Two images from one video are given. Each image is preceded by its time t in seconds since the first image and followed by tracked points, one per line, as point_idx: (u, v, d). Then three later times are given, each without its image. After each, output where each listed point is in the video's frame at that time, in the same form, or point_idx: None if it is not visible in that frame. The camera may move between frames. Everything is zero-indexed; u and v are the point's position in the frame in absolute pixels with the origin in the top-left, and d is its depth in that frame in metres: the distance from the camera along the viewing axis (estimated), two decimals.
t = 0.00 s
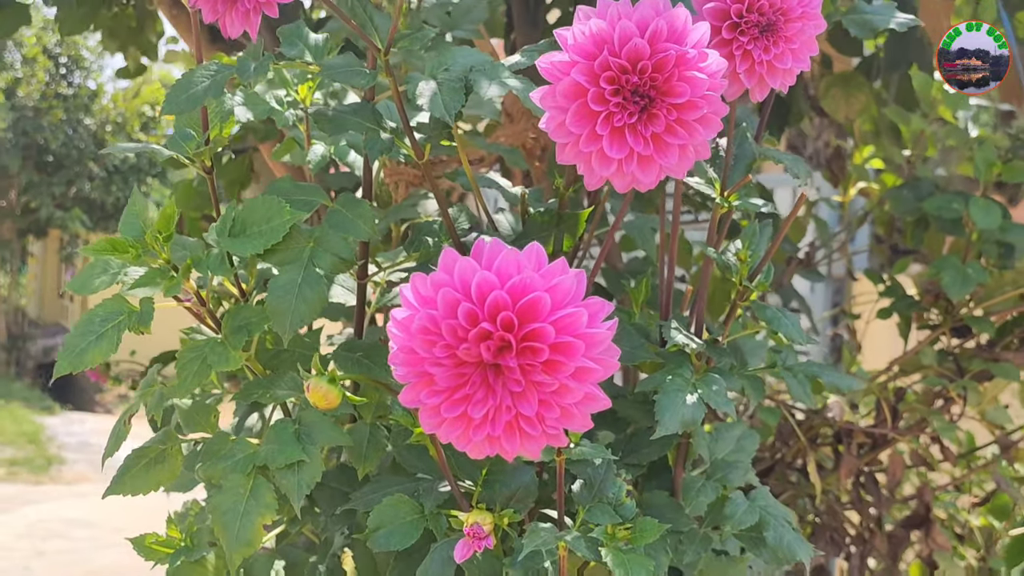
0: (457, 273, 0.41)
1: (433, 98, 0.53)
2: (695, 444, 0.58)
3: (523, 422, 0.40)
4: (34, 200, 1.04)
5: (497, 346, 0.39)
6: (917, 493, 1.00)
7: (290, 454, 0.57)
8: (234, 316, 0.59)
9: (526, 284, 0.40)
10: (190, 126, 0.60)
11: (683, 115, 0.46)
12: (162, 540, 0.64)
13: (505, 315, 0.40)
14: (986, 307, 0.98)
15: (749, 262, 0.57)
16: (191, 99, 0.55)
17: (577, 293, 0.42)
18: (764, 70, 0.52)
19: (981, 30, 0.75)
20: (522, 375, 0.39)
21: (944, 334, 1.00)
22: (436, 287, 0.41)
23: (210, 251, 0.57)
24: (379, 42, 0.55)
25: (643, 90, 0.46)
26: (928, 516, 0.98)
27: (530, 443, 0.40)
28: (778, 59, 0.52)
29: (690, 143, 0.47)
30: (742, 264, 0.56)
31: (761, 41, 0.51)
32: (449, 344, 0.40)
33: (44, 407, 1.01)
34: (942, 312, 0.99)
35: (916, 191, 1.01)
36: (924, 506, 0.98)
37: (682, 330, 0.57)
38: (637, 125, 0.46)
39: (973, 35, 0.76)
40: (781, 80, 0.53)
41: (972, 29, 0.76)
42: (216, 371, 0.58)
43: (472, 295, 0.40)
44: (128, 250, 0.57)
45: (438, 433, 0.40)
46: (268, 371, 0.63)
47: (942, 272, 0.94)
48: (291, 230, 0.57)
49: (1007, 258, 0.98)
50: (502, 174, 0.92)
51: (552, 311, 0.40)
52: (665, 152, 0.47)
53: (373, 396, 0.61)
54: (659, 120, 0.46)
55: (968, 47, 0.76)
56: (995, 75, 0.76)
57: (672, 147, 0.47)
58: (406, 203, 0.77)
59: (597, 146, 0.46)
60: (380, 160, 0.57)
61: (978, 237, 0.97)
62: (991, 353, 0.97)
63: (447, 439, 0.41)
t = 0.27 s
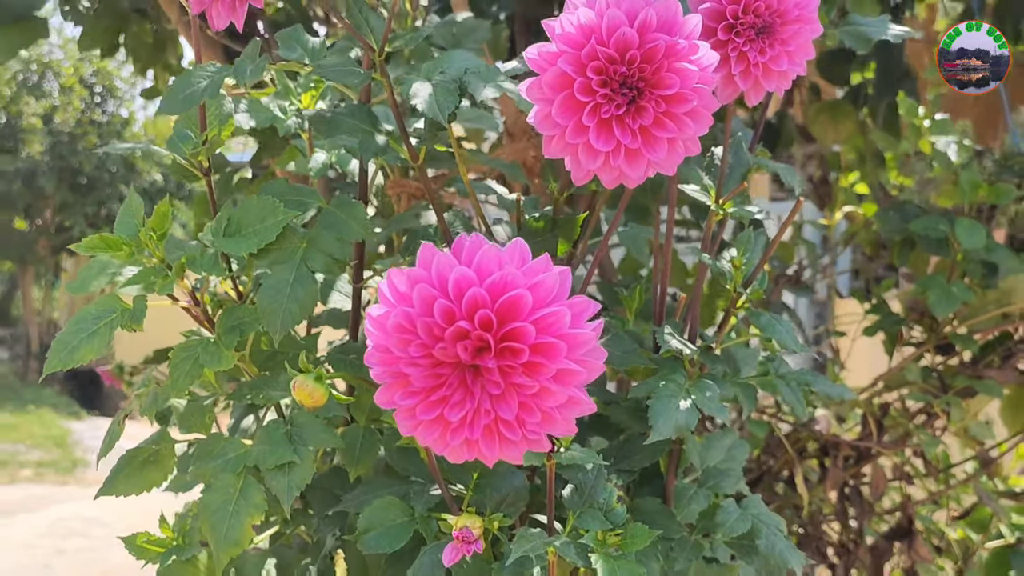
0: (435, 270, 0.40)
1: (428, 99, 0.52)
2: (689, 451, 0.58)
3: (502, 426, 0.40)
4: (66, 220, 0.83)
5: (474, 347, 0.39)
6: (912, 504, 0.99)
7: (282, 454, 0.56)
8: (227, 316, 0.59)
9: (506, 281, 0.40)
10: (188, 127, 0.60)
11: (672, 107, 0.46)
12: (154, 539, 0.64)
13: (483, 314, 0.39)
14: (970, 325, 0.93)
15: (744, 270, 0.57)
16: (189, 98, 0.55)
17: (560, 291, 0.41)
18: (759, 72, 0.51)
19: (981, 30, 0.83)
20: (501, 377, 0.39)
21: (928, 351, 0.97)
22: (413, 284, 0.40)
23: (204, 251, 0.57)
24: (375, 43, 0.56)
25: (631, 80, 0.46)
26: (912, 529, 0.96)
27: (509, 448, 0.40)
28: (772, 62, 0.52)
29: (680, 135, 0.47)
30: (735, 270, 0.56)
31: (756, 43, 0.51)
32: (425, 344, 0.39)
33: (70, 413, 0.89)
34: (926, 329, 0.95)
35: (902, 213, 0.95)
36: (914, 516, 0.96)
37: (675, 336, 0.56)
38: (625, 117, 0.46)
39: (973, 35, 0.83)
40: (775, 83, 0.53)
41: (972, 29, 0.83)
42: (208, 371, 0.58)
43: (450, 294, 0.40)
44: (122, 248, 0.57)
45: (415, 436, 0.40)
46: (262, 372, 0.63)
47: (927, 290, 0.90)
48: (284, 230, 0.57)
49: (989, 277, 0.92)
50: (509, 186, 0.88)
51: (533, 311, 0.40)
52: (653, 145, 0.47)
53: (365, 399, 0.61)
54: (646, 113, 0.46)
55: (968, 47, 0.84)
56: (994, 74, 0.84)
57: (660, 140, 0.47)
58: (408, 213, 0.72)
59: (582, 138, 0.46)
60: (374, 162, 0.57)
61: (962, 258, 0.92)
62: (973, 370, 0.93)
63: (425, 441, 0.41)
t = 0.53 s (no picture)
0: (441, 245, 0.39)
1: (438, 100, 0.55)
2: (676, 454, 0.60)
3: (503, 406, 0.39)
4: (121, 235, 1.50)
5: (478, 325, 0.38)
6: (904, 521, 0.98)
7: (281, 441, 0.58)
8: (236, 304, 0.61)
9: (514, 260, 0.38)
10: (206, 120, 0.62)
11: (680, 107, 0.48)
12: (157, 520, 0.66)
13: (489, 293, 0.38)
14: (944, 349, 0.88)
15: (736, 279, 0.59)
16: (207, 93, 0.58)
17: (566, 272, 0.39)
18: (760, 85, 0.53)
19: (982, 29, 0.56)
20: (504, 357, 0.38)
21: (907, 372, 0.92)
22: (417, 262, 0.39)
23: (214, 240, 0.58)
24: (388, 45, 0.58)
25: (642, 80, 0.48)
26: (884, 541, 0.90)
27: (509, 430, 0.39)
28: (773, 77, 0.53)
29: (686, 136, 0.49)
30: (728, 279, 0.58)
31: (758, 57, 0.52)
32: (428, 321, 0.38)
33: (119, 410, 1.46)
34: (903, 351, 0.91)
35: (884, 238, 0.91)
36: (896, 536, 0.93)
37: (668, 341, 0.58)
38: (632, 118, 0.48)
39: (973, 35, 0.56)
40: (776, 98, 0.54)
41: (972, 28, 0.57)
42: (214, 357, 0.60)
43: (454, 271, 0.38)
44: (134, 234, 0.59)
45: (415, 415, 0.39)
46: (266, 362, 0.65)
47: (905, 314, 0.85)
48: (292, 223, 0.59)
49: (967, 304, 0.88)
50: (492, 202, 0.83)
51: (538, 291, 0.38)
52: (658, 147, 0.49)
53: (365, 390, 0.63)
54: (653, 115, 0.48)
55: (967, 47, 0.56)
56: (997, 75, 0.56)
57: (665, 142, 0.49)
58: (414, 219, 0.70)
59: (589, 137, 0.48)
60: (384, 161, 0.59)
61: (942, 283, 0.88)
62: (948, 392, 0.88)
63: (424, 421, 0.40)
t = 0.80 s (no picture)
0: (492, 263, 0.45)
1: (469, 117, 0.60)
2: (663, 457, 0.64)
3: (540, 417, 0.43)
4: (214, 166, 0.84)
5: (522, 337, 0.43)
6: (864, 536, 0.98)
7: (310, 429, 0.62)
8: (274, 299, 0.66)
9: (557, 278, 0.44)
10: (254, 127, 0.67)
11: (705, 137, 0.54)
12: (187, 496, 0.72)
13: (536, 309, 0.43)
14: (888, 367, 0.83)
15: (729, 295, 0.65)
16: (256, 99, 0.62)
17: (605, 294, 0.45)
18: (766, 118, 0.58)
19: (981, 30, 0.78)
20: (544, 370, 0.43)
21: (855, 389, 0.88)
22: (467, 276, 0.45)
23: (259, 240, 0.64)
24: (426, 64, 0.64)
25: (670, 112, 0.54)
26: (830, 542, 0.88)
27: (545, 438, 0.44)
28: (779, 110, 0.58)
29: (708, 163, 0.54)
30: (721, 295, 0.65)
31: (766, 92, 0.58)
32: (475, 334, 0.43)
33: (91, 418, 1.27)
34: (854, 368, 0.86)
35: (840, 262, 0.85)
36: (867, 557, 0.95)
37: (666, 351, 0.63)
38: (662, 144, 0.54)
39: (973, 35, 0.78)
40: (779, 130, 0.59)
41: (972, 29, 0.78)
42: (251, 347, 0.64)
43: (502, 287, 0.44)
44: (186, 229, 0.65)
45: (457, 421, 0.44)
46: (297, 353, 0.69)
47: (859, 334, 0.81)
48: (330, 226, 0.63)
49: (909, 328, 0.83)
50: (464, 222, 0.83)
51: (579, 311, 0.44)
52: (683, 174, 0.54)
53: (384, 384, 0.68)
54: (680, 143, 0.53)
55: (969, 47, 0.79)
56: (994, 75, 0.82)
57: (689, 169, 0.54)
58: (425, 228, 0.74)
59: (622, 159, 0.54)
60: (415, 172, 0.64)
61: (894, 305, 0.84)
62: (893, 408, 0.86)
63: (464, 428, 0.44)
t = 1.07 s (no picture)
0: (494, 260, 0.48)
1: (482, 132, 0.63)
2: (650, 464, 0.67)
3: (535, 408, 0.46)
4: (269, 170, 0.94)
5: (520, 332, 0.46)
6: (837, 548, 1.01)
7: (318, 419, 0.65)
8: (290, 294, 0.69)
9: (557, 278, 0.47)
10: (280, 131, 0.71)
11: (703, 157, 0.56)
12: (199, 477, 0.76)
13: (534, 306, 0.46)
14: (866, 393, 0.86)
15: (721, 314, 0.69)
16: (283, 106, 0.66)
17: (602, 295, 0.48)
18: (763, 148, 0.62)
19: (981, 30, 0.75)
20: (540, 365, 0.46)
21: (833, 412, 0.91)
22: (471, 272, 0.48)
23: (279, 237, 0.68)
24: (444, 81, 0.68)
25: (671, 130, 0.57)
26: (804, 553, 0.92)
27: (537, 430, 0.47)
28: (775, 141, 0.62)
29: (705, 184, 0.57)
30: (710, 315, 0.68)
31: (764, 123, 0.62)
32: (476, 325, 0.47)
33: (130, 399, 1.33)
34: (833, 392, 0.89)
35: (825, 293, 0.89)
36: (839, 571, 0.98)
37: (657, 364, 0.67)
38: (662, 162, 0.57)
39: (973, 35, 0.75)
40: (775, 160, 0.63)
41: (972, 29, 0.75)
42: (267, 338, 0.68)
43: (503, 282, 0.47)
44: (210, 223, 0.69)
45: (453, 409, 0.47)
46: (309, 347, 0.73)
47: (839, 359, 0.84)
48: (347, 228, 0.67)
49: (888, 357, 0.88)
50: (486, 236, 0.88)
51: (576, 309, 0.47)
52: (682, 191, 0.57)
53: (390, 381, 0.71)
54: (680, 161, 0.56)
55: (968, 47, 0.76)
56: (995, 76, 0.77)
57: (688, 188, 0.57)
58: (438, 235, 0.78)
59: (623, 175, 0.57)
60: (430, 182, 0.68)
61: (872, 336, 0.87)
62: (869, 431, 0.89)
63: (461, 417, 0.48)
